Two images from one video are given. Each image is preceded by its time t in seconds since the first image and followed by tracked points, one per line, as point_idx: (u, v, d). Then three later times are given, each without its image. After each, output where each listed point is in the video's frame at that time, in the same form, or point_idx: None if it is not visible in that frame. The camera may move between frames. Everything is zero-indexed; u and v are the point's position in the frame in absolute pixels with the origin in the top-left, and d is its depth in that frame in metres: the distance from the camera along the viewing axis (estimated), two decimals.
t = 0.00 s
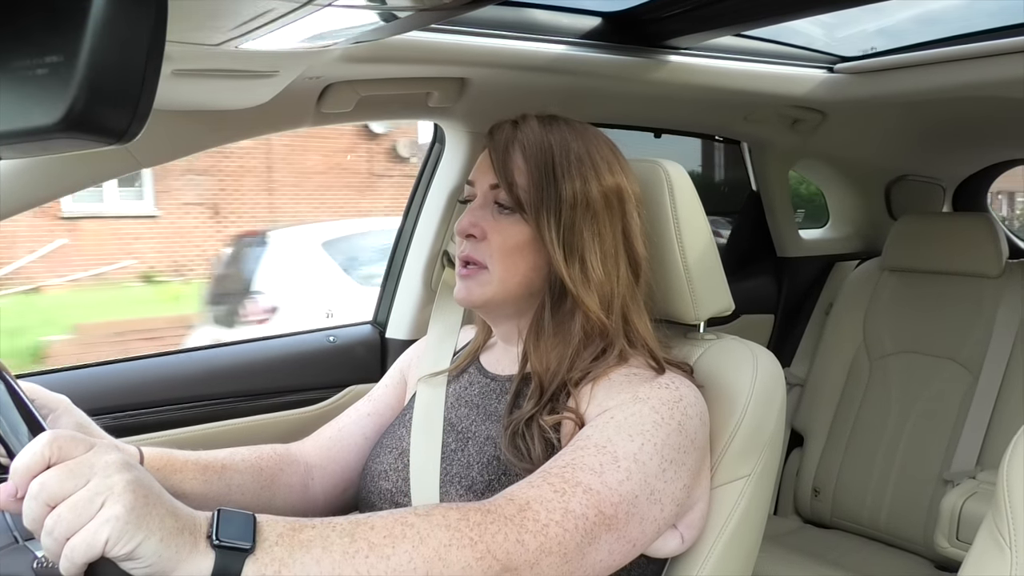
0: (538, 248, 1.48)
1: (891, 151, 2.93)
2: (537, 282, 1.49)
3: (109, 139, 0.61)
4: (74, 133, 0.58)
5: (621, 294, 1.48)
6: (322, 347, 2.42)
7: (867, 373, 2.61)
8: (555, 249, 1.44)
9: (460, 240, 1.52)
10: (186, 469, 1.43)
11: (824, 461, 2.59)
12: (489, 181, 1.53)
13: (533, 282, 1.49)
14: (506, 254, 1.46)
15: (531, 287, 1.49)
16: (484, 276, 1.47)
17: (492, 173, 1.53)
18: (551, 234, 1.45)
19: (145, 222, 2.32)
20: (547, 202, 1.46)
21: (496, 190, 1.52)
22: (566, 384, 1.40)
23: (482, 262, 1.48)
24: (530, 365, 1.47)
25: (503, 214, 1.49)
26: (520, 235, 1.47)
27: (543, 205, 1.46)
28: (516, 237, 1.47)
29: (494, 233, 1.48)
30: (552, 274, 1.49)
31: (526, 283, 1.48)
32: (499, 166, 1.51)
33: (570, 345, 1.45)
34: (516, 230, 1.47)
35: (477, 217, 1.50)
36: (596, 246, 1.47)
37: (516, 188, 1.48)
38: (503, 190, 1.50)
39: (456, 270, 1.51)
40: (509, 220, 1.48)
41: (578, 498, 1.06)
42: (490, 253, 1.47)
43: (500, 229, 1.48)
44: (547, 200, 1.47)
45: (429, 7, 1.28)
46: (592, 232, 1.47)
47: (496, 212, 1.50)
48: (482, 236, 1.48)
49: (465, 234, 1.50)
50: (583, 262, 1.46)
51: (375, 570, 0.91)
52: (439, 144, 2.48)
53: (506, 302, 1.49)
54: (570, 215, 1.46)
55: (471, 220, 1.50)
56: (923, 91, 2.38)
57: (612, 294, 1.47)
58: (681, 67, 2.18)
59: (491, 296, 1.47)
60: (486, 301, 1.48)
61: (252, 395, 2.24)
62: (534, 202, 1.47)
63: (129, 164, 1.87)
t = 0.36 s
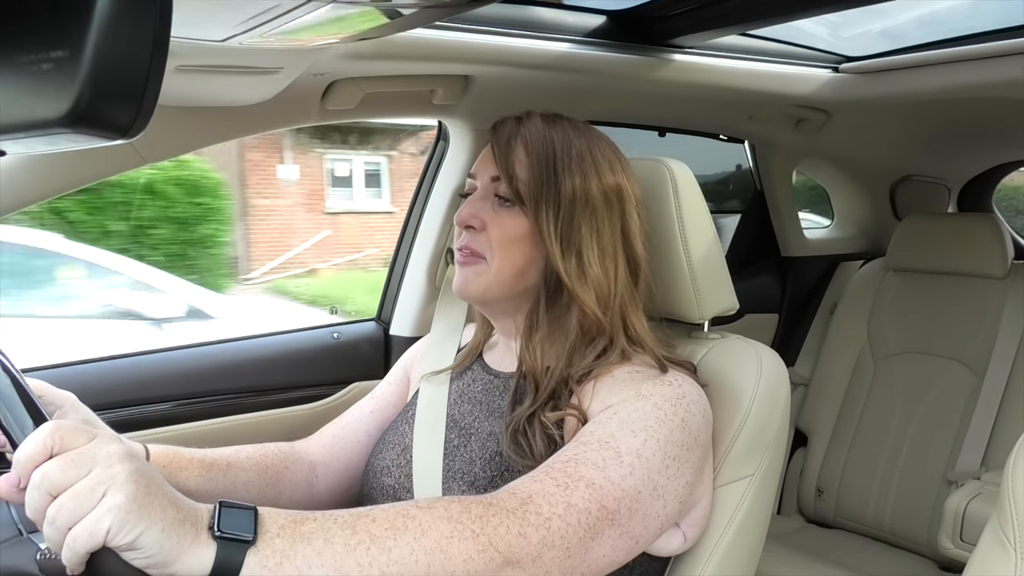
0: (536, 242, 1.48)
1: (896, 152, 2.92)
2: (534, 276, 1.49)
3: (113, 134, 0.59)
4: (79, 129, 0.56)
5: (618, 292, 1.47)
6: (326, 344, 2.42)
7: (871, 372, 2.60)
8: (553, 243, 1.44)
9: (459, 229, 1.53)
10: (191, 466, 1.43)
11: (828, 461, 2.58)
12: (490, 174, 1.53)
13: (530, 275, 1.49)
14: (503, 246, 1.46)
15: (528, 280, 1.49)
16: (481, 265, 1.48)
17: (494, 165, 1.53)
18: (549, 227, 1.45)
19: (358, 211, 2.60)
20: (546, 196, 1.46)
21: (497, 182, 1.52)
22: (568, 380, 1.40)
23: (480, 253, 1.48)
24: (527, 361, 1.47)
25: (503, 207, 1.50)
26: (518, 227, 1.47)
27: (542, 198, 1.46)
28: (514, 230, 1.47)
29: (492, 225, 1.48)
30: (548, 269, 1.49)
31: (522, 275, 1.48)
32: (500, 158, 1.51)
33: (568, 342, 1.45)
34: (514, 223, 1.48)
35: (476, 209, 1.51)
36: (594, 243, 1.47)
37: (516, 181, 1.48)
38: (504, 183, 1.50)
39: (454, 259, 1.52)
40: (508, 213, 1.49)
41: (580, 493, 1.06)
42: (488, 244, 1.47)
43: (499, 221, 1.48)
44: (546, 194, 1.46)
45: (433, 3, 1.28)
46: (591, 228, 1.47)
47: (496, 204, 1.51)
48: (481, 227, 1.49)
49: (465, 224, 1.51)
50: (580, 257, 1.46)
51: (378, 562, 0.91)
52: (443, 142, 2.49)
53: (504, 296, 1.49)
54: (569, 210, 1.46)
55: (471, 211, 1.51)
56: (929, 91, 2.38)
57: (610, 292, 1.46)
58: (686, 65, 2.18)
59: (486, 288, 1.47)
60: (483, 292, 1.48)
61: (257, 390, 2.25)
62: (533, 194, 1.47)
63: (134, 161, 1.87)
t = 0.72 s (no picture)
0: (551, 244, 1.48)
1: (900, 152, 2.91)
2: (548, 278, 1.49)
3: (117, 135, 0.59)
4: (83, 128, 0.56)
5: (632, 295, 1.48)
6: (329, 344, 2.43)
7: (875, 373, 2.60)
8: (569, 245, 1.44)
9: (472, 227, 1.51)
10: (194, 466, 1.43)
11: (831, 461, 2.58)
12: (506, 172, 1.53)
13: (544, 277, 1.49)
14: (518, 246, 1.46)
15: (543, 282, 1.49)
16: (493, 265, 1.46)
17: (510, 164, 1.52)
18: (567, 230, 1.45)
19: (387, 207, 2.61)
20: (564, 198, 1.46)
21: (513, 181, 1.51)
22: (574, 384, 1.40)
23: (493, 252, 1.47)
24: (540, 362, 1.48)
25: (517, 207, 1.49)
26: (533, 228, 1.47)
27: (560, 200, 1.46)
28: (531, 231, 1.47)
29: (507, 224, 1.47)
30: (565, 270, 1.49)
31: (537, 276, 1.48)
32: (518, 158, 1.50)
33: (580, 345, 1.45)
34: (530, 223, 1.47)
35: (491, 207, 1.50)
36: (611, 245, 1.47)
37: (534, 181, 1.48)
38: (520, 183, 1.49)
39: (463, 258, 1.50)
40: (523, 213, 1.48)
41: (583, 497, 1.06)
42: (501, 243, 1.46)
43: (514, 220, 1.47)
44: (565, 197, 1.46)
45: (437, 4, 1.28)
46: (608, 231, 1.47)
47: (510, 204, 1.50)
48: (494, 226, 1.48)
49: (478, 223, 1.50)
50: (597, 260, 1.46)
51: (380, 565, 0.91)
52: (448, 141, 2.48)
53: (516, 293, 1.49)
54: (587, 213, 1.46)
55: (484, 209, 1.50)
56: (933, 91, 2.37)
57: (624, 295, 1.47)
58: (689, 65, 2.18)
59: (498, 288, 1.46)
60: (494, 290, 1.47)
61: (259, 390, 2.25)
62: (551, 196, 1.47)
63: (138, 159, 1.87)
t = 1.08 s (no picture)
0: (558, 250, 1.47)
1: (903, 156, 2.91)
2: (556, 285, 1.49)
3: (120, 138, 0.58)
4: (87, 130, 0.56)
5: (638, 295, 1.48)
6: (331, 347, 2.42)
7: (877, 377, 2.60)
8: (578, 251, 1.44)
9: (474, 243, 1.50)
10: (197, 469, 1.43)
11: (834, 466, 2.57)
12: (506, 183, 1.51)
13: (552, 285, 1.48)
14: (527, 258, 1.45)
15: (551, 289, 1.49)
16: (502, 282, 1.46)
17: (508, 176, 1.51)
18: (573, 236, 1.45)
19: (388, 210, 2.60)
20: (569, 205, 1.45)
21: (514, 192, 1.50)
22: (580, 386, 1.40)
23: (501, 267, 1.46)
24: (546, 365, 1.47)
25: (521, 218, 1.48)
26: (540, 238, 1.46)
27: (564, 206, 1.45)
28: (538, 241, 1.46)
29: (512, 236, 1.46)
30: (573, 276, 1.49)
31: (546, 284, 1.48)
32: (517, 168, 1.49)
33: (587, 347, 1.45)
34: (536, 234, 1.46)
35: (494, 220, 1.49)
36: (616, 248, 1.47)
37: (536, 192, 1.47)
38: (522, 194, 1.48)
39: (470, 275, 1.50)
40: (528, 224, 1.47)
41: (586, 496, 1.05)
42: (509, 257, 1.46)
43: (520, 232, 1.47)
44: (568, 202, 1.45)
45: (441, 8, 1.28)
46: (613, 234, 1.47)
47: (513, 216, 1.49)
48: (499, 240, 1.47)
49: (482, 238, 1.48)
50: (604, 264, 1.46)
51: (384, 567, 0.91)
52: (450, 145, 2.48)
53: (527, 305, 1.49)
54: (591, 218, 1.46)
55: (488, 223, 1.49)
56: (935, 95, 2.37)
57: (631, 296, 1.47)
58: (692, 69, 2.18)
59: (510, 301, 1.46)
60: (506, 308, 1.48)
61: (262, 394, 2.25)
62: (555, 204, 1.46)
63: (141, 162, 1.87)
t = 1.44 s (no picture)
0: (559, 247, 1.48)
1: (905, 147, 2.91)
2: (556, 281, 1.50)
3: (122, 139, 0.59)
4: (89, 132, 0.56)
5: (639, 292, 1.48)
6: (334, 345, 2.43)
7: (881, 368, 2.60)
8: (578, 248, 1.44)
9: (478, 236, 1.51)
10: (202, 468, 1.44)
11: (838, 458, 2.58)
12: (510, 180, 1.52)
13: (553, 281, 1.49)
14: (528, 254, 1.46)
15: (551, 285, 1.49)
16: (503, 274, 1.47)
17: (512, 172, 1.52)
18: (575, 233, 1.45)
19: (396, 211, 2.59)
20: (570, 202, 1.46)
21: (518, 188, 1.51)
22: (578, 382, 1.40)
23: (502, 261, 1.47)
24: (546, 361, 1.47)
25: (525, 214, 1.49)
26: (542, 234, 1.47)
27: (567, 204, 1.46)
28: (539, 237, 1.47)
29: (515, 232, 1.47)
30: (574, 272, 1.50)
31: (546, 280, 1.49)
32: (520, 165, 1.49)
33: (587, 343, 1.45)
34: (538, 230, 1.47)
35: (497, 216, 1.49)
36: (617, 244, 1.47)
37: (539, 189, 1.47)
38: (526, 190, 1.49)
39: (472, 267, 1.51)
40: (531, 220, 1.48)
41: (587, 493, 1.06)
42: (511, 252, 1.47)
43: (522, 228, 1.48)
44: (571, 200, 1.46)
45: (439, 5, 1.29)
46: (614, 231, 1.47)
47: (517, 211, 1.49)
48: (503, 235, 1.48)
49: (485, 233, 1.49)
50: (605, 260, 1.46)
51: (388, 564, 0.91)
52: (450, 142, 2.48)
53: (527, 299, 1.50)
54: (593, 214, 1.46)
55: (492, 218, 1.49)
56: (936, 85, 2.36)
57: (631, 294, 1.47)
58: (692, 62, 2.17)
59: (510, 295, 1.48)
60: (505, 296, 1.48)
61: (265, 391, 2.26)
62: (558, 201, 1.46)
63: (143, 163, 1.87)
